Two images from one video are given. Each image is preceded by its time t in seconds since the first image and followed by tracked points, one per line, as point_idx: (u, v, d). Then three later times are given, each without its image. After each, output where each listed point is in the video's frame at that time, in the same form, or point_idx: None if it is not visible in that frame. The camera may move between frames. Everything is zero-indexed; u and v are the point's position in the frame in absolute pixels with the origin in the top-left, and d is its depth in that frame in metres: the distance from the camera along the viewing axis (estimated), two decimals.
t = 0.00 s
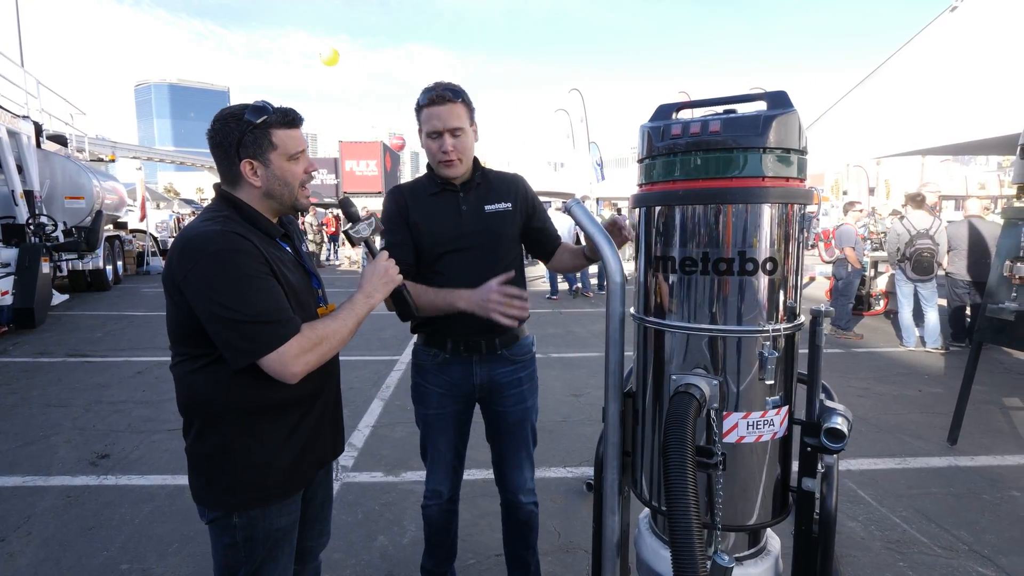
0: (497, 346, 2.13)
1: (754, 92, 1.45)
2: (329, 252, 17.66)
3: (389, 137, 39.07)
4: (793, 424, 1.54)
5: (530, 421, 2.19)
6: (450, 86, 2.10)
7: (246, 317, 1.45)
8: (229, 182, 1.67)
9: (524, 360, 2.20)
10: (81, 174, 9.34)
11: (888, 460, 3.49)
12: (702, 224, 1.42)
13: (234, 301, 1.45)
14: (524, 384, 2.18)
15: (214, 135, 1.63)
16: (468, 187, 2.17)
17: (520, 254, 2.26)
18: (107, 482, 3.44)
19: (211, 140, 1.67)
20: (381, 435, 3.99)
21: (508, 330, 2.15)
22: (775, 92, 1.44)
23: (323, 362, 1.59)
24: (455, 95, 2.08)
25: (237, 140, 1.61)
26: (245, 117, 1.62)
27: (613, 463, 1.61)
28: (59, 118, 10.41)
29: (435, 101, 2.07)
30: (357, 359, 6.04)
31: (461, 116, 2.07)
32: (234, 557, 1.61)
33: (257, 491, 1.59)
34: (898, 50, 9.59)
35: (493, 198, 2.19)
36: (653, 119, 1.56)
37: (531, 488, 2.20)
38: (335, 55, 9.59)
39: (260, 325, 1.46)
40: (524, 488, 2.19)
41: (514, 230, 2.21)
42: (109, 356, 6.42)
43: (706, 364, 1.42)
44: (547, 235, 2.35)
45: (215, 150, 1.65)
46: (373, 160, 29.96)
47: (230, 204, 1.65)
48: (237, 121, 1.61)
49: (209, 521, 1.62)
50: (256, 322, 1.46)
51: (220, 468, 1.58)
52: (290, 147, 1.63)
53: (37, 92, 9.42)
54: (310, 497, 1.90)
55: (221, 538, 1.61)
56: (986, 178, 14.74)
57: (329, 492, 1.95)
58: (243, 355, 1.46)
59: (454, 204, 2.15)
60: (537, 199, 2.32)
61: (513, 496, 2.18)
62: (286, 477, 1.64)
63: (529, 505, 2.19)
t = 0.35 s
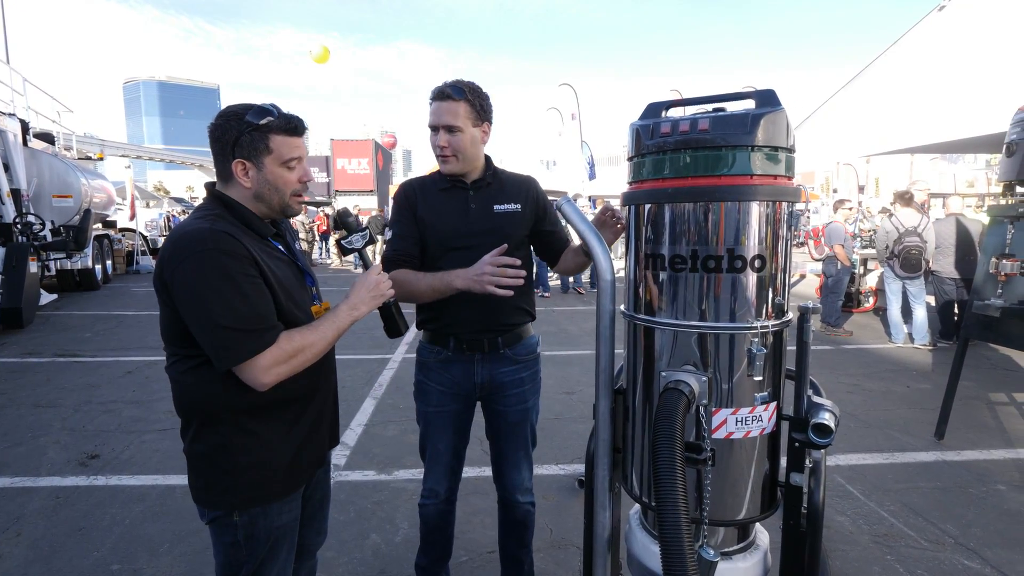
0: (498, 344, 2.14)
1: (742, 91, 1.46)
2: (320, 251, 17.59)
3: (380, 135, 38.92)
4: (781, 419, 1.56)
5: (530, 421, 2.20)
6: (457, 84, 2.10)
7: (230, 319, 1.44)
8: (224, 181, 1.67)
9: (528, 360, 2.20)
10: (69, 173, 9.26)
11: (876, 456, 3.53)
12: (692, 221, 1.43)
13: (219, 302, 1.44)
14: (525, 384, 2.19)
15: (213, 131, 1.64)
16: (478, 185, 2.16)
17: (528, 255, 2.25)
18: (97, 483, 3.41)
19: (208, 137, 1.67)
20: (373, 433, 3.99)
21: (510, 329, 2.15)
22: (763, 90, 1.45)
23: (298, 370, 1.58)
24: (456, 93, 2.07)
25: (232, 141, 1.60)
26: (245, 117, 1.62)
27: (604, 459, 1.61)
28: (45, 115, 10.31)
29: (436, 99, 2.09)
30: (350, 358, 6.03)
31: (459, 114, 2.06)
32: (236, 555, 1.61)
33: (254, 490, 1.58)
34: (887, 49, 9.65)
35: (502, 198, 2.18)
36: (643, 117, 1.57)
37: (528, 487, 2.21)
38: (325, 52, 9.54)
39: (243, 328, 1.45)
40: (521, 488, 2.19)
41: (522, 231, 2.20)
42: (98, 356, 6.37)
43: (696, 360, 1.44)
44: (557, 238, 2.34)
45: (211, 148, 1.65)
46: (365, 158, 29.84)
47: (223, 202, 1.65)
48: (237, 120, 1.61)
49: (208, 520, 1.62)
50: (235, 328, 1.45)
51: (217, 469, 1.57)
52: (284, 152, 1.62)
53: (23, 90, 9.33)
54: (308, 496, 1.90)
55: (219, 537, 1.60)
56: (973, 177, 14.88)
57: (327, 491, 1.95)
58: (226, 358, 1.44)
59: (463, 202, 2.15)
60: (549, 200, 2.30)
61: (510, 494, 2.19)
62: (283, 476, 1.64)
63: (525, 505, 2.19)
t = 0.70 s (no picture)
0: (497, 342, 2.13)
1: (740, 87, 1.46)
2: (319, 249, 17.57)
3: (377, 133, 38.84)
4: (780, 416, 1.56)
5: (527, 416, 2.20)
6: (461, 80, 2.10)
7: (220, 321, 1.44)
8: (223, 176, 1.66)
9: (526, 358, 2.20)
10: (66, 171, 9.23)
11: (874, 452, 3.53)
12: (689, 219, 1.43)
13: (209, 302, 1.43)
14: (524, 382, 2.19)
15: (214, 126, 1.63)
16: (480, 183, 2.15)
17: (530, 253, 2.24)
18: (95, 480, 3.41)
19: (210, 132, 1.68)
20: (372, 431, 3.99)
21: (510, 328, 2.15)
22: (761, 86, 1.45)
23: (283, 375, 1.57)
24: (460, 89, 2.07)
25: (232, 138, 1.60)
26: (247, 114, 1.61)
27: (602, 455, 1.62)
28: (42, 113, 10.27)
29: (440, 94, 2.08)
30: (348, 356, 6.02)
31: (462, 110, 2.05)
32: (229, 553, 1.61)
33: (246, 488, 1.58)
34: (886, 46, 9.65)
35: (505, 196, 2.17)
36: (641, 113, 1.56)
37: (524, 475, 2.22)
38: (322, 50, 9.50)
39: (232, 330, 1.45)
40: (516, 476, 2.20)
41: (524, 228, 2.19)
42: (96, 354, 6.36)
43: (694, 357, 1.43)
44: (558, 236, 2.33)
45: (212, 143, 1.65)
46: (362, 156, 29.76)
47: (223, 199, 1.65)
48: (238, 117, 1.61)
49: (201, 516, 1.62)
50: (224, 332, 1.44)
51: (211, 465, 1.57)
52: (282, 153, 1.61)
53: (20, 88, 9.29)
54: (306, 493, 1.90)
55: (214, 533, 1.60)
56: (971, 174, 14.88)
57: (324, 489, 1.95)
58: (215, 359, 1.44)
59: (465, 199, 2.14)
60: (551, 197, 2.29)
61: (506, 483, 2.19)
62: (275, 473, 1.63)
63: (521, 491, 2.20)
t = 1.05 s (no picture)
0: (496, 341, 2.12)
1: (742, 85, 1.45)
2: (319, 247, 17.55)
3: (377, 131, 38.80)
4: (781, 415, 1.55)
5: (527, 415, 2.19)
6: (468, 83, 2.09)
7: (218, 320, 1.43)
8: (222, 174, 1.66)
9: (526, 357, 2.18)
10: (67, 170, 9.23)
11: (876, 452, 3.52)
12: (688, 218, 1.43)
13: (207, 302, 1.43)
14: (524, 381, 2.18)
15: (212, 122, 1.62)
16: (480, 184, 2.14)
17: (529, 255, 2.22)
18: (96, 479, 3.41)
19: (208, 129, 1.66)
20: (372, 429, 3.99)
21: (508, 327, 2.14)
22: (763, 84, 1.44)
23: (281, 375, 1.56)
24: (467, 92, 2.06)
25: (231, 133, 1.59)
26: (245, 109, 1.61)
27: (602, 455, 1.61)
28: (43, 112, 10.29)
29: (447, 97, 2.07)
30: (348, 355, 6.02)
31: (468, 113, 2.04)
32: (230, 550, 1.61)
33: (245, 486, 1.58)
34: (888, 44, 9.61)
35: (503, 198, 2.15)
36: (642, 111, 1.56)
37: (524, 475, 2.21)
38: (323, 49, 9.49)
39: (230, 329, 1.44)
40: (517, 475, 2.19)
41: (523, 230, 2.16)
42: (97, 352, 6.36)
43: (695, 356, 1.43)
44: (560, 239, 2.30)
45: (211, 141, 1.64)
46: (363, 154, 29.71)
47: (222, 197, 1.64)
48: (237, 112, 1.60)
49: (200, 513, 1.61)
50: (222, 331, 1.44)
51: (209, 462, 1.56)
52: (284, 146, 1.61)
53: (21, 87, 9.30)
54: (305, 492, 1.90)
55: (215, 532, 1.60)
56: (974, 172, 14.83)
57: (323, 487, 1.94)
58: (215, 358, 1.44)
59: (464, 200, 2.14)
60: (553, 198, 2.25)
61: (506, 481, 2.19)
62: (274, 472, 1.63)
63: (522, 491, 2.19)
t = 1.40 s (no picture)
0: (494, 341, 2.11)
1: (744, 83, 1.44)
2: (320, 247, 17.55)
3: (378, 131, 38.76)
4: (784, 416, 1.54)
5: (525, 414, 2.18)
6: (469, 81, 2.09)
7: (226, 316, 1.43)
8: (221, 171, 1.65)
9: (525, 356, 2.18)
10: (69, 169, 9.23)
11: (878, 452, 3.52)
12: (690, 217, 1.42)
13: (214, 298, 1.43)
14: (521, 381, 2.17)
15: (211, 119, 1.61)
16: (479, 184, 2.13)
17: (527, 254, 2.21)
18: (97, 478, 3.40)
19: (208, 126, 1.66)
20: (373, 429, 3.98)
21: (506, 326, 2.13)
22: (766, 82, 1.43)
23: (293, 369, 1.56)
24: (468, 89, 2.06)
25: (232, 129, 1.58)
26: (245, 106, 1.60)
27: (603, 455, 1.61)
28: (45, 111, 10.29)
29: (448, 94, 2.07)
30: (349, 354, 6.01)
31: (469, 111, 2.04)
32: (233, 550, 1.60)
33: (249, 486, 1.57)
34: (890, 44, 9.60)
35: (502, 198, 2.13)
36: (644, 110, 1.55)
37: (524, 476, 2.20)
38: (325, 48, 9.49)
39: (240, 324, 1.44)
40: (516, 476, 2.18)
41: (522, 230, 2.15)
42: (98, 351, 6.36)
43: (696, 356, 1.42)
44: (560, 239, 2.28)
45: (210, 138, 1.63)
46: (364, 154, 29.69)
47: (223, 196, 1.63)
48: (236, 108, 1.59)
49: (204, 514, 1.61)
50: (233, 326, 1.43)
51: (214, 462, 1.56)
52: (285, 142, 1.61)
53: (22, 87, 9.30)
54: (305, 492, 1.89)
55: (217, 532, 1.60)
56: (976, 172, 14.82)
57: (324, 486, 1.94)
58: (224, 355, 1.44)
59: (462, 200, 2.13)
60: (553, 199, 2.23)
61: (506, 482, 2.18)
62: (278, 471, 1.62)
63: (522, 492, 2.18)
